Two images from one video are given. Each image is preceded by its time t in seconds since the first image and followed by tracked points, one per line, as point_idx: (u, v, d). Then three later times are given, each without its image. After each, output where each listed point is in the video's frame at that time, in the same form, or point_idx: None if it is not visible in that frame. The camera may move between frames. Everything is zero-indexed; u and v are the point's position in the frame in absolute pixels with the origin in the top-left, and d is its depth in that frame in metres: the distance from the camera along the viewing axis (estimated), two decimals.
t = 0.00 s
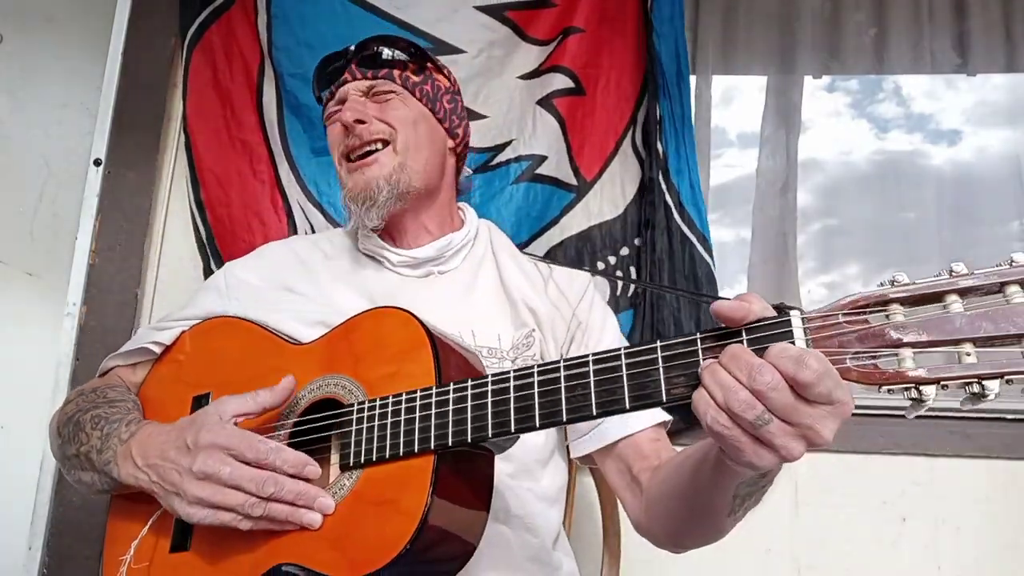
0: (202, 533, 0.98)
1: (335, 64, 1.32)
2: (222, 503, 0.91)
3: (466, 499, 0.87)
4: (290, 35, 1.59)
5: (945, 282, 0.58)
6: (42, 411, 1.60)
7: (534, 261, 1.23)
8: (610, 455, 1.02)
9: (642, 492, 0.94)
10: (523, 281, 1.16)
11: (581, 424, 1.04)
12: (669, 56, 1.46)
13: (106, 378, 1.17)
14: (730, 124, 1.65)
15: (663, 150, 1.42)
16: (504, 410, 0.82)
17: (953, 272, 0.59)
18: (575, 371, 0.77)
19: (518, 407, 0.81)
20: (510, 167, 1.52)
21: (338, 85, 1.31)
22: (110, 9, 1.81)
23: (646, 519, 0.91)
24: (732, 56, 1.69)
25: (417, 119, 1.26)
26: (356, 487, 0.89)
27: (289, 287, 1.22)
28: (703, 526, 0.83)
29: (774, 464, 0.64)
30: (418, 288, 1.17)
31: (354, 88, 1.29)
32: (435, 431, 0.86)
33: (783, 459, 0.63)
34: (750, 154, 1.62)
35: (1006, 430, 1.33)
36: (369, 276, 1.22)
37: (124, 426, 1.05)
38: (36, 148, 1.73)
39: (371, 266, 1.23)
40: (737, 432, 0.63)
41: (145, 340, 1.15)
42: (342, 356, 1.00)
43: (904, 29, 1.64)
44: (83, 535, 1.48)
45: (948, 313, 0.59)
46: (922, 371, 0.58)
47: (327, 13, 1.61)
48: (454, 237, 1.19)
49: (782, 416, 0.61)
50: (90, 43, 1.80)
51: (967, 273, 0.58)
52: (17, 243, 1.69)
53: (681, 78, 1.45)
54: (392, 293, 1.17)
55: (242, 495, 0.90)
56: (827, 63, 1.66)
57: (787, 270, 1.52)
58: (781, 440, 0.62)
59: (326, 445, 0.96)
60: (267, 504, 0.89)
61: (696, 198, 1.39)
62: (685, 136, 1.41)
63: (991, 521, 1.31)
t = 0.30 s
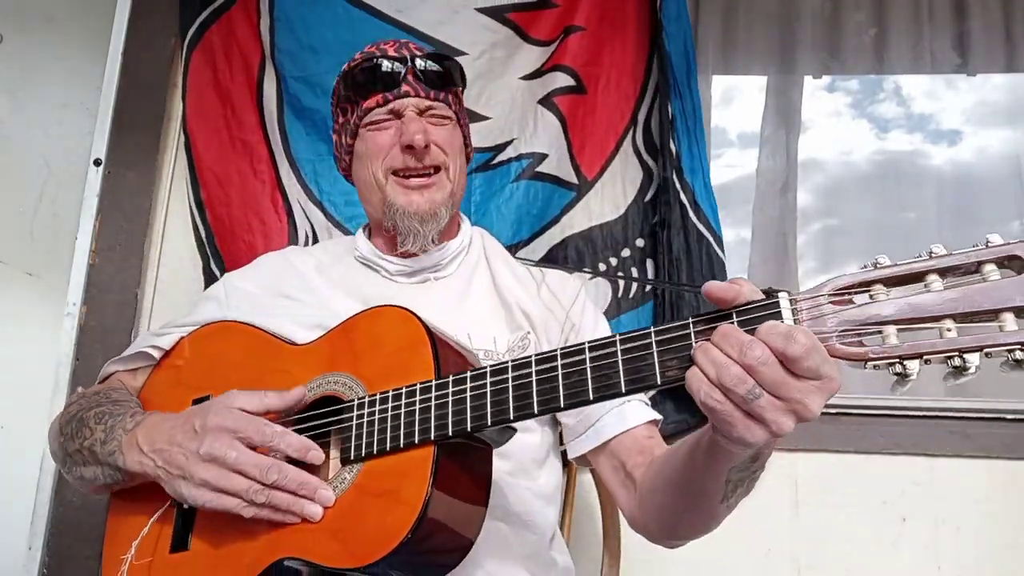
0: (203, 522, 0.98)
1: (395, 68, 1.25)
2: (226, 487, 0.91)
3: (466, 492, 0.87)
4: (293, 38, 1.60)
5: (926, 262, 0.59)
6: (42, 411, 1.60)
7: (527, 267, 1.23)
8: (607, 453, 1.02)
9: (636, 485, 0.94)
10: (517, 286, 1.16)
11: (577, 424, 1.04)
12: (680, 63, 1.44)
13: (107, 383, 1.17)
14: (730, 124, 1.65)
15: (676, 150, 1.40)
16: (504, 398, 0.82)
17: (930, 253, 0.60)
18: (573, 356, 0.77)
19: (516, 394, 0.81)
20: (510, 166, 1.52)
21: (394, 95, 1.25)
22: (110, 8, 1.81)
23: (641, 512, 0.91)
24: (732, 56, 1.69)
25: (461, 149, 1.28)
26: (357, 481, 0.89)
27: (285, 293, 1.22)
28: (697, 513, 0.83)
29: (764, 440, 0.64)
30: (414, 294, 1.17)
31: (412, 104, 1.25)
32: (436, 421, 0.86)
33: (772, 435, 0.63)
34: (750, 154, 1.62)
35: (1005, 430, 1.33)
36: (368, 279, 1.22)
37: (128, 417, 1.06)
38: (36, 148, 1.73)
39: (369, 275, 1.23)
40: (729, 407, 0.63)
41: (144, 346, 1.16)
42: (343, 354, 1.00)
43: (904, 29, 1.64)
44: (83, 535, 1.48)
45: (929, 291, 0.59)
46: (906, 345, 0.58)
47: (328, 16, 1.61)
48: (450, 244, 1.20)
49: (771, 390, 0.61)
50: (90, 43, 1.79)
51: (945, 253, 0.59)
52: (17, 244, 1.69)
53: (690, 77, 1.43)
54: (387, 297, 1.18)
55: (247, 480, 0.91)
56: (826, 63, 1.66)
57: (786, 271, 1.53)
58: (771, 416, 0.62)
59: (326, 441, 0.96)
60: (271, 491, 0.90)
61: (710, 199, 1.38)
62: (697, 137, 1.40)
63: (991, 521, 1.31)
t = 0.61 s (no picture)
0: (203, 525, 0.98)
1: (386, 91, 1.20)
2: (223, 488, 0.91)
3: (462, 487, 0.87)
4: (293, 39, 1.60)
5: (911, 247, 0.60)
6: (42, 411, 1.60)
7: (525, 271, 1.23)
8: (605, 452, 1.01)
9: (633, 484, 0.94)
10: (513, 287, 1.17)
11: (578, 424, 1.04)
12: (679, 59, 1.43)
13: (111, 389, 1.17)
14: (730, 124, 1.65)
15: (680, 146, 1.39)
16: (497, 393, 0.82)
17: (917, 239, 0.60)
18: (565, 349, 0.77)
19: (509, 389, 0.81)
20: (509, 164, 1.52)
21: (383, 123, 1.20)
22: (110, 8, 1.81)
23: (638, 511, 0.91)
24: (732, 56, 1.69)
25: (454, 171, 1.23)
26: (355, 477, 0.89)
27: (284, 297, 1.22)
28: (694, 508, 0.83)
29: (754, 427, 0.63)
30: (414, 296, 1.18)
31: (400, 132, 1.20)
32: (430, 417, 0.86)
33: (762, 422, 0.63)
34: (750, 154, 1.62)
35: (1005, 430, 1.33)
36: (367, 282, 1.22)
37: (129, 420, 1.06)
38: (36, 148, 1.73)
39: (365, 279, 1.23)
40: (717, 393, 0.63)
41: (147, 349, 1.16)
42: (341, 353, 0.99)
43: (904, 29, 1.64)
44: (84, 535, 1.48)
45: (915, 275, 0.59)
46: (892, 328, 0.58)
47: (329, 18, 1.61)
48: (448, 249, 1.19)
49: (759, 374, 0.61)
50: (90, 43, 1.79)
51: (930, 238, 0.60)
52: (17, 244, 1.69)
53: (692, 75, 1.43)
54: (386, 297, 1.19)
55: (244, 481, 0.91)
56: (826, 63, 1.66)
57: (786, 272, 1.53)
58: (759, 401, 0.62)
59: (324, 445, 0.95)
60: (267, 491, 0.90)
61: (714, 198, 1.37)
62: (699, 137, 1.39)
63: (991, 520, 1.31)
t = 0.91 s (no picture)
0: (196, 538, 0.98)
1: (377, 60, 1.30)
2: (213, 510, 0.91)
3: (455, 496, 0.87)
4: (294, 39, 1.60)
5: (927, 275, 0.59)
6: (42, 411, 1.60)
7: (526, 263, 1.23)
8: (605, 455, 1.02)
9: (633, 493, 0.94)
10: (515, 284, 1.16)
11: (577, 426, 1.04)
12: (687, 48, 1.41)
13: (105, 384, 1.17)
14: (730, 124, 1.65)
15: (697, 142, 1.34)
16: (492, 409, 0.82)
17: (936, 265, 0.59)
18: (561, 369, 0.77)
19: (505, 406, 0.81)
20: (509, 164, 1.52)
21: (377, 73, 1.31)
22: (110, 8, 1.81)
23: (638, 518, 0.91)
24: (732, 56, 1.70)
25: (447, 122, 1.29)
26: (347, 489, 0.89)
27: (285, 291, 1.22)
28: (691, 524, 0.83)
29: (754, 460, 0.64)
30: (411, 291, 1.17)
31: (394, 79, 1.30)
32: (425, 431, 0.86)
33: (763, 456, 0.63)
34: (750, 154, 1.62)
35: (1005, 431, 1.33)
36: (368, 275, 1.22)
37: (120, 430, 1.06)
38: (35, 148, 1.73)
39: (367, 269, 1.24)
40: (718, 427, 0.63)
41: (140, 346, 1.16)
42: (334, 356, 0.99)
43: (904, 29, 1.64)
44: (83, 534, 1.48)
45: (931, 305, 0.59)
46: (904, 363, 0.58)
47: (330, 18, 1.61)
48: (448, 239, 1.20)
49: (761, 410, 0.61)
50: (90, 43, 1.79)
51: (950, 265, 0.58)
52: (16, 244, 1.69)
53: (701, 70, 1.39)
54: (381, 291, 1.18)
55: (234, 503, 0.91)
56: (826, 62, 1.66)
57: (787, 271, 1.53)
58: (761, 437, 0.62)
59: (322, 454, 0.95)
60: (259, 512, 0.89)
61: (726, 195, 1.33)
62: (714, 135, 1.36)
63: (991, 521, 1.31)
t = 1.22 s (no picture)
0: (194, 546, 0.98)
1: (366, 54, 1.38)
2: (210, 521, 0.91)
3: (454, 502, 0.87)
4: (293, 39, 1.60)
5: (936, 287, 0.59)
6: (42, 411, 1.60)
7: (527, 261, 1.23)
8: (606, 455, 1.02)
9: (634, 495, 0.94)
10: (515, 285, 1.15)
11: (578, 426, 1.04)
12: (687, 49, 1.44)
13: (105, 383, 1.17)
14: (731, 124, 1.65)
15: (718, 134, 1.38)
16: (491, 419, 0.82)
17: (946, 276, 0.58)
18: (560, 379, 0.77)
19: (503, 415, 0.80)
20: (508, 164, 1.52)
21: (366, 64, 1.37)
22: (110, 8, 1.81)
23: (637, 520, 0.91)
24: (732, 57, 1.70)
25: (437, 106, 1.32)
26: (345, 495, 0.89)
27: (284, 291, 1.22)
28: (694, 530, 0.83)
29: (755, 474, 0.64)
30: (411, 289, 1.17)
31: (383, 68, 1.35)
32: (423, 438, 0.86)
33: (763, 470, 0.63)
34: (751, 154, 1.62)
35: (1005, 432, 1.33)
36: (368, 273, 1.22)
37: (118, 436, 1.06)
38: (35, 148, 1.73)
39: (366, 266, 1.23)
40: (718, 441, 0.63)
41: (141, 346, 1.16)
42: (334, 359, 0.99)
43: (903, 29, 1.65)
44: (83, 534, 1.48)
45: (940, 317, 0.58)
46: (912, 379, 0.59)
47: (330, 18, 1.61)
48: (448, 237, 1.20)
49: (764, 425, 0.61)
50: (90, 43, 1.79)
51: (959, 277, 0.58)
52: (16, 245, 1.69)
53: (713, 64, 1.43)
54: (381, 288, 1.18)
55: (230, 513, 0.90)
56: (827, 63, 1.67)
57: (787, 270, 1.52)
58: (763, 451, 0.62)
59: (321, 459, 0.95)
60: (256, 522, 0.89)
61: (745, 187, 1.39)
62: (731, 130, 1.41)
63: (991, 522, 1.31)
